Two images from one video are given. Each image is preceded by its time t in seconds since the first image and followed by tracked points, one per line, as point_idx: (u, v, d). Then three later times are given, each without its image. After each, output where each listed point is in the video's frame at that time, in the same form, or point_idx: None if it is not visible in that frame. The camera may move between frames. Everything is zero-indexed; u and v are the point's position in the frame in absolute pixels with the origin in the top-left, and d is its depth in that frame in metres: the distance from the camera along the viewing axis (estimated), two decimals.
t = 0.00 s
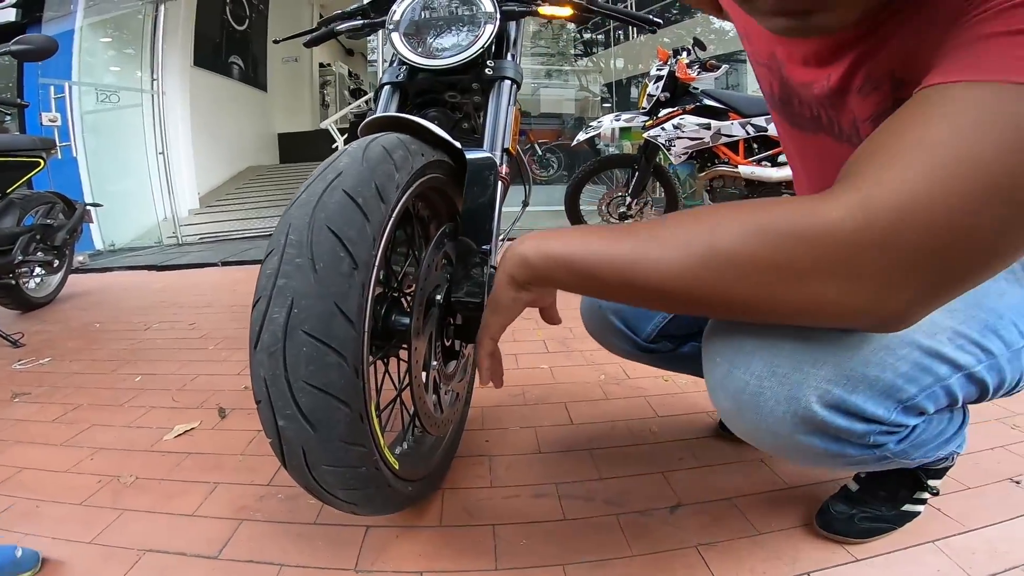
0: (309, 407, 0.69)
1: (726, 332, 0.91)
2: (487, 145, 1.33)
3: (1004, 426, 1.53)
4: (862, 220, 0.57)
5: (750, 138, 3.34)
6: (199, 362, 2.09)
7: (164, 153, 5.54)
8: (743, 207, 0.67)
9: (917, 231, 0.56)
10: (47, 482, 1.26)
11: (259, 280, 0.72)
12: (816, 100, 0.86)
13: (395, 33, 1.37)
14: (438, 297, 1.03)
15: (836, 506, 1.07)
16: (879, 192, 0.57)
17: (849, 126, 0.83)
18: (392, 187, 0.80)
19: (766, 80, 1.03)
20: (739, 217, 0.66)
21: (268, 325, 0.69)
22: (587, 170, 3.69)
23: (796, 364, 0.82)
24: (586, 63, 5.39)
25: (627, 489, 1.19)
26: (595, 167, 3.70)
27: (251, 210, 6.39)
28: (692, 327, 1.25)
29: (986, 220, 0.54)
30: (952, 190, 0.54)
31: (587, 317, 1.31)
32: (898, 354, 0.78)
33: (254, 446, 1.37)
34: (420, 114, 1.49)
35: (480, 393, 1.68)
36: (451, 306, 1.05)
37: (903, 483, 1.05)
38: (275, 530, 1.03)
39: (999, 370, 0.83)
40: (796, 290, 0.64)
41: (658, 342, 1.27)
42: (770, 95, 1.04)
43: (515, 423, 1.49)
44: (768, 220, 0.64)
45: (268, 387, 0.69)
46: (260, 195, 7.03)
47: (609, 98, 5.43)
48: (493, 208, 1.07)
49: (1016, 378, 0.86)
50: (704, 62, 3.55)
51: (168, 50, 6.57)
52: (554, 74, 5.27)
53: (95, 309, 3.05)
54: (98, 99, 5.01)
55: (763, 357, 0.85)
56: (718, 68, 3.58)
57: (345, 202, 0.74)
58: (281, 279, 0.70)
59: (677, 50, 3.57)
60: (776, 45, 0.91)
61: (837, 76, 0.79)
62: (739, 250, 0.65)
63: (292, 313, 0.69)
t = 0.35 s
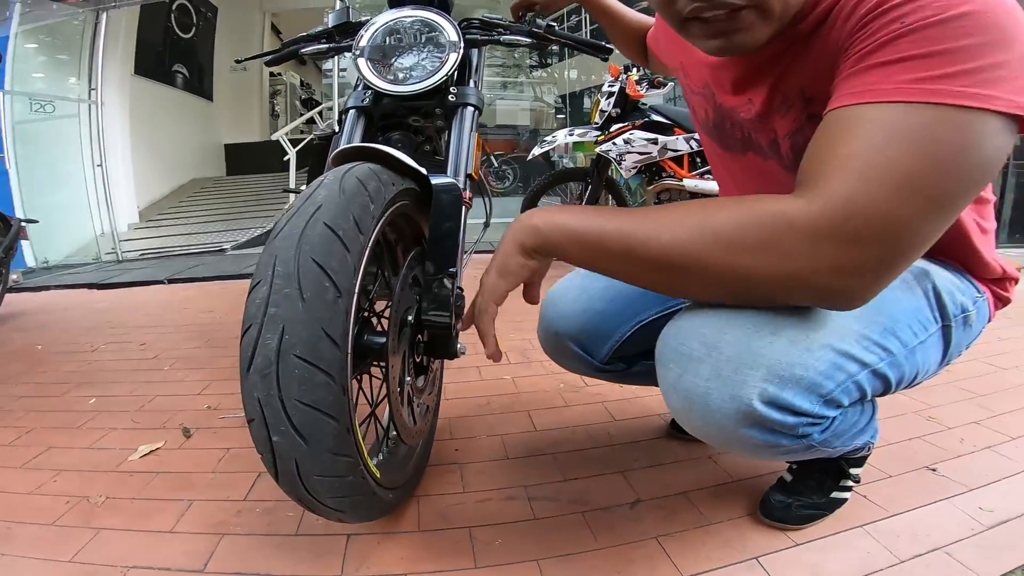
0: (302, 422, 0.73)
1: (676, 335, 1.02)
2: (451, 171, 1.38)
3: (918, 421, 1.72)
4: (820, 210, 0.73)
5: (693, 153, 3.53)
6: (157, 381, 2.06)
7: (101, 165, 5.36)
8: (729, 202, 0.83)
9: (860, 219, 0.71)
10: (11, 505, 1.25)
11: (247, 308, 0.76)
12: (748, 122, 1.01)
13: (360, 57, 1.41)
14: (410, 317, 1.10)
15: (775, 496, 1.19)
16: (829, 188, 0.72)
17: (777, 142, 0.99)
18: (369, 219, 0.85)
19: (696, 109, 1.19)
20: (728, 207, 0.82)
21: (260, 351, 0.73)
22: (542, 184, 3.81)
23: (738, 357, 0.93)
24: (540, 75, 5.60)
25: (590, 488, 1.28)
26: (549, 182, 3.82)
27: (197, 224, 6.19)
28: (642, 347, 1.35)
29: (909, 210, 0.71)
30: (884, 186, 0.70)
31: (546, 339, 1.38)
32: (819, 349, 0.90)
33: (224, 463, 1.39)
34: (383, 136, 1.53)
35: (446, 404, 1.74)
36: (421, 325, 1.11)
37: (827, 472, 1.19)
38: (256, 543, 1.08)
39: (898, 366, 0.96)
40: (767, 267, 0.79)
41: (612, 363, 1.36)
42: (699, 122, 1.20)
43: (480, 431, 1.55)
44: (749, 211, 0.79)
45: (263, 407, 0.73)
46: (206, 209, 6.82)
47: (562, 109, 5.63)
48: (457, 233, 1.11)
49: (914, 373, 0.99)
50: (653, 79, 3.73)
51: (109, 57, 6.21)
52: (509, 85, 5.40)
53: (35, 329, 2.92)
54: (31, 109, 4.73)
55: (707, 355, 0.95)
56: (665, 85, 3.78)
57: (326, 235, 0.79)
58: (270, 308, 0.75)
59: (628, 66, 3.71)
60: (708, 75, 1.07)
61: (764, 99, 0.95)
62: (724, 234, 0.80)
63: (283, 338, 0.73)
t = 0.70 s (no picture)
0: (322, 427, 0.84)
1: (621, 342, 1.18)
2: (425, 199, 1.50)
3: (832, 412, 1.98)
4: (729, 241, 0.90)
5: (635, 171, 3.79)
6: (119, 402, 2.04)
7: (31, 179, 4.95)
8: (658, 245, 1.00)
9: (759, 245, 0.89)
10: None
11: (268, 330, 0.86)
12: (682, 155, 1.22)
13: (339, 88, 1.50)
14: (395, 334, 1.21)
15: (717, 480, 1.37)
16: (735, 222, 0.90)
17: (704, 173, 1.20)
18: (367, 250, 0.97)
19: (638, 145, 1.39)
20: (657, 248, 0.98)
21: (284, 367, 0.84)
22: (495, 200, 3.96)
23: (667, 356, 1.09)
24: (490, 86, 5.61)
25: (557, 481, 1.42)
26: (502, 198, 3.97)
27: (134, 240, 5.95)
28: (599, 359, 1.48)
29: (797, 234, 0.89)
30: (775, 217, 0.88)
31: (513, 360, 1.50)
32: (726, 345, 1.07)
33: (208, 477, 1.45)
34: (357, 162, 1.67)
35: (416, 413, 1.85)
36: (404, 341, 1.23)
37: (756, 457, 1.38)
38: (254, 549, 1.16)
39: (790, 361, 1.14)
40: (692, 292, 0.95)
41: (572, 376, 1.48)
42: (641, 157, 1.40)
43: (452, 436, 1.67)
44: (673, 248, 0.96)
45: (286, 417, 0.83)
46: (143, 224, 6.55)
47: (511, 123, 5.74)
48: (437, 257, 1.28)
49: (804, 367, 1.17)
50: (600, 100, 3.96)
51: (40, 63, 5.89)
52: (460, 98, 5.44)
53: None
54: None
55: (644, 355, 1.11)
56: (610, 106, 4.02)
57: (336, 265, 0.90)
58: (292, 330, 0.85)
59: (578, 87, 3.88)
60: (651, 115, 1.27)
61: (696, 137, 1.17)
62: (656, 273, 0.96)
63: (305, 355, 0.84)
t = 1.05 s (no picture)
0: (346, 413, 0.95)
1: (611, 336, 1.28)
2: (425, 205, 1.58)
3: (809, 404, 2.10)
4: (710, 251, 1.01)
5: (620, 176, 3.90)
6: (119, 405, 2.07)
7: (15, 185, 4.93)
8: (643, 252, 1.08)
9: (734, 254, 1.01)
10: (12, 524, 1.30)
11: (297, 324, 0.97)
12: (666, 165, 1.32)
13: (342, 101, 1.59)
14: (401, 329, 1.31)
15: (702, 465, 1.47)
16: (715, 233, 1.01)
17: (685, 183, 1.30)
18: (382, 251, 1.07)
19: (625, 152, 1.49)
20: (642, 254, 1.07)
21: (312, 358, 0.95)
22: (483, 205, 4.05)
23: (651, 344, 1.18)
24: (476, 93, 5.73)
25: (553, 470, 1.51)
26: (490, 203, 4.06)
27: (118, 248, 5.91)
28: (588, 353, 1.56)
29: (766, 247, 1.01)
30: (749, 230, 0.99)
31: (507, 353, 1.58)
32: (703, 333, 1.17)
33: (218, 474, 1.51)
34: (358, 171, 1.75)
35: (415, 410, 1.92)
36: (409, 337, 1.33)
37: (736, 443, 1.48)
38: (271, 538, 1.22)
39: (759, 348, 1.24)
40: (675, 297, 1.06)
41: (561, 367, 1.56)
42: (628, 164, 1.50)
43: (450, 431, 1.75)
44: (658, 255, 1.05)
45: (314, 403, 0.94)
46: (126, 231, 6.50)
47: (496, 128, 5.85)
48: (437, 261, 1.33)
49: (772, 355, 1.28)
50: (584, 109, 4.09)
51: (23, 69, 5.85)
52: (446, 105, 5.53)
53: None
54: None
55: (632, 344, 1.21)
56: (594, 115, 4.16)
57: (355, 265, 1.01)
58: (319, 324, 0.96)
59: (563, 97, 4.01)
60: (640, 126, 1.37)
61: (679, 149, 1.27)
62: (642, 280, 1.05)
63: (331, 347, 0.95)
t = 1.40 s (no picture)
0: (350, 390, 1.03)
1: (599, 321, 1.34)
2: (428, 201, 1.64)
3: (805, 395, 2.15)
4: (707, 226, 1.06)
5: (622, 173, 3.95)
6: (135, 396, 2.15)
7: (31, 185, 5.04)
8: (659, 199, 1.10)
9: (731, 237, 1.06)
10: (35, 505, 1.36)
11: (306, 307, 1.07)
12: (658, 161, 1.38)
13: (348, 101, 1.64)
14: (405, 317, 1.39)
15: (695, 452, 1.51)
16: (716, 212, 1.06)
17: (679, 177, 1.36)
18: (386, 241, 1.16)
19: (618, 149, 1.54)
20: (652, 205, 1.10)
21: (320, 338, 1.04)
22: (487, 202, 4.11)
23: (637, 332, 1.25)
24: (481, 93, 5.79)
25: (551, 456, 1.56)
26: (495, 201, 4.13)
27: (131, 246, 6.01)
28: (578, 341, 1.64)
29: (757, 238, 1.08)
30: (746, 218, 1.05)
31: (505, 342, 1.64)
32: (687, 320, 1.22)
33: (230, 459, 1.57)
34: (363, 167, 1.82)
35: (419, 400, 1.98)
36: (414, 325, 1.41)
37: (728, 429, 1.52)
38: (279, 519, 1.27)
39: (743, 334, 1.29)
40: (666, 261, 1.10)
41: (556, 355, 1.64)
42: (621, 160, 1.55)
43: (453, 419, 1.81)
44: (670, 208, 1.07)
45: (320, 381, 1.03)
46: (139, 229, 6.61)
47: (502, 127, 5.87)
48: (438, 257, 1.37)
49: (756, 341, 1.33)
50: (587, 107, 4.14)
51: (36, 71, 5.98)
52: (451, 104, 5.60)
53: None
54: None
55: (620, 331, 1.28)
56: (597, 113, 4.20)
57: (360, 253, 1.10)
58: (326, 306, 1.05)
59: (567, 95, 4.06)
60: (631, 126, 1.42)
61: (670, 145, 1.32)
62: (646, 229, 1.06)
63: (337, 328, 1.04)
